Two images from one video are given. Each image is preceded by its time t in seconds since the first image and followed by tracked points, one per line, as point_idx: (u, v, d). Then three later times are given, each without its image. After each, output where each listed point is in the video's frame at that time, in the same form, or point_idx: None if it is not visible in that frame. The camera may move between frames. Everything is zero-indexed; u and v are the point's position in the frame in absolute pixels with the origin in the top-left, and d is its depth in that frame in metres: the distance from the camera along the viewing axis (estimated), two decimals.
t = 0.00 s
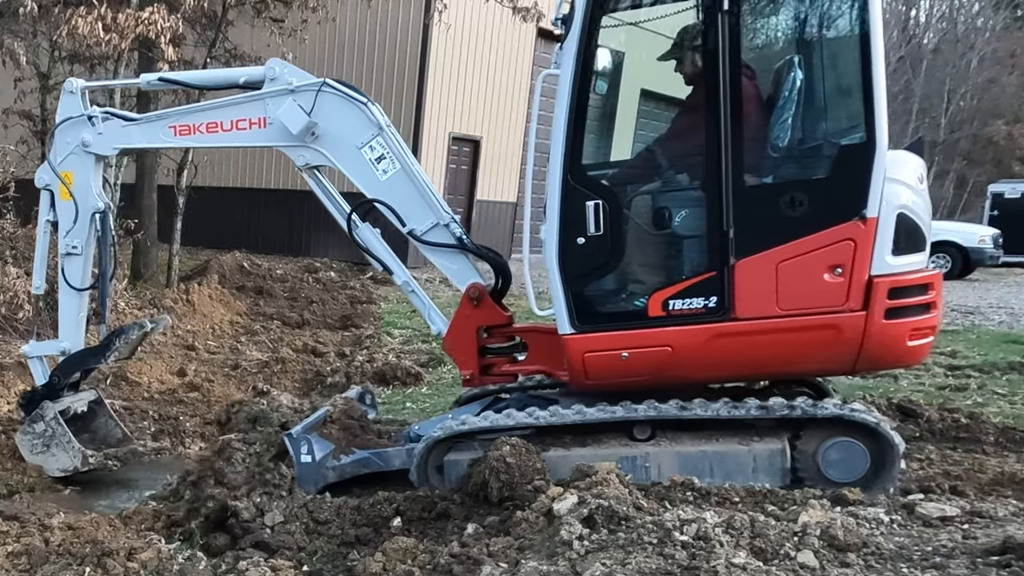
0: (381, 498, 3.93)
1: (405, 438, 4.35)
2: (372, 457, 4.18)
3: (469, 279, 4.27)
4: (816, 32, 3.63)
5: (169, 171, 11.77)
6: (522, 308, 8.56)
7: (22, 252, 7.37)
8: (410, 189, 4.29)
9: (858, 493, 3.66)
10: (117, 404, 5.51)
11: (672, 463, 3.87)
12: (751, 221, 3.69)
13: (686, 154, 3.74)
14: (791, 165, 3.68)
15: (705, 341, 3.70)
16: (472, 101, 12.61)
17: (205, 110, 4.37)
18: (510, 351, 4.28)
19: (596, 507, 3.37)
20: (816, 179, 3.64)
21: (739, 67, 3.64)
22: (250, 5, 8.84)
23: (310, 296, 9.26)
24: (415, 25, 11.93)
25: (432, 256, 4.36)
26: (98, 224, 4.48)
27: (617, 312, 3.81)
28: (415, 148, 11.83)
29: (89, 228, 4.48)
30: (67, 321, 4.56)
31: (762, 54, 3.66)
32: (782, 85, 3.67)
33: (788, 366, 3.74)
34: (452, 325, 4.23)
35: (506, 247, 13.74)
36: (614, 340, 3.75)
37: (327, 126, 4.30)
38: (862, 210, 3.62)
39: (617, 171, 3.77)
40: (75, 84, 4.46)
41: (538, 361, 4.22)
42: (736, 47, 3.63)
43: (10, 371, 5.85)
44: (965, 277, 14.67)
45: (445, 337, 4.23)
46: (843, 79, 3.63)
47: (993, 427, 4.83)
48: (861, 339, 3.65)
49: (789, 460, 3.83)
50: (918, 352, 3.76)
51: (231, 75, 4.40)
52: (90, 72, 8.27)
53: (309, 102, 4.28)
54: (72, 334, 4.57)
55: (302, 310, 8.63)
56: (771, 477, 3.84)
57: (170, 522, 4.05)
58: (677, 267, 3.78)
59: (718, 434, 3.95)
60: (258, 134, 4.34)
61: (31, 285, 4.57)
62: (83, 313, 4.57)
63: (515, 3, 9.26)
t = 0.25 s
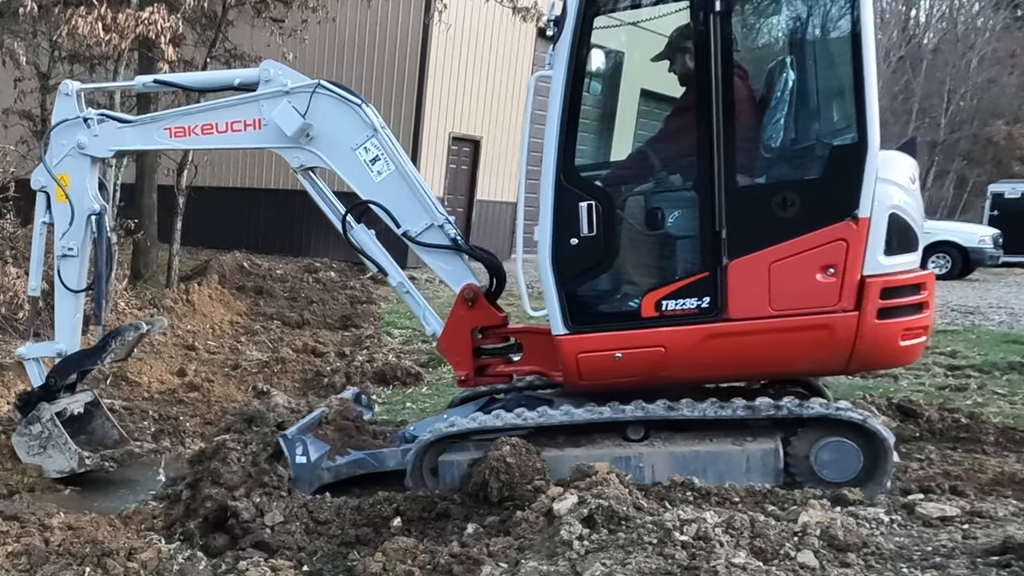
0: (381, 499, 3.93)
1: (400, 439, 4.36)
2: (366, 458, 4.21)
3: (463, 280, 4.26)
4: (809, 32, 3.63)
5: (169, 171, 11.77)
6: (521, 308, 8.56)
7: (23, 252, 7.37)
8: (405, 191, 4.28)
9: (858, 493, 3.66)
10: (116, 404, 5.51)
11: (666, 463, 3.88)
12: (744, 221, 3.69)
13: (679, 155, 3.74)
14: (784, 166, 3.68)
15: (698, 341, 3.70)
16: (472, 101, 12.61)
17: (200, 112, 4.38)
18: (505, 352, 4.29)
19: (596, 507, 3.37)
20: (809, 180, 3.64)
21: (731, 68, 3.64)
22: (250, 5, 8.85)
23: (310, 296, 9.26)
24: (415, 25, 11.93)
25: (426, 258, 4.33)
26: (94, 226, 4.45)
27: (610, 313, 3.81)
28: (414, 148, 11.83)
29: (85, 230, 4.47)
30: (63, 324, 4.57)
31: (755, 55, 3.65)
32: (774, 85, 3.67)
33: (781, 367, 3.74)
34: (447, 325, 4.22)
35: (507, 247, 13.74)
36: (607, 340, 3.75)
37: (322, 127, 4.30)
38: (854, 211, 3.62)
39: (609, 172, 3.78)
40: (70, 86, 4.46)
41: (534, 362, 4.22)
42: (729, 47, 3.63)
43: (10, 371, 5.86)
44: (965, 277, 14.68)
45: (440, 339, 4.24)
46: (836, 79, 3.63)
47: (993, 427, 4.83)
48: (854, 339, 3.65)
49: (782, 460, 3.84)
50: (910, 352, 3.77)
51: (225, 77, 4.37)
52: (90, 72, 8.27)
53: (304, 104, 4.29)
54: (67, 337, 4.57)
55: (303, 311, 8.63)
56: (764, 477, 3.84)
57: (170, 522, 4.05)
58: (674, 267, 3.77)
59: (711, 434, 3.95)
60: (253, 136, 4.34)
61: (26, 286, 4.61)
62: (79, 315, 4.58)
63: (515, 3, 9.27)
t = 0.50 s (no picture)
0: (381, 499, 3.92)
1: (395, 440, 4.37)
2: (362, 458, 4.22)
3: (459, 280, 4.26)
4: (803, 33, 3.64)
5: (169, 171, 11.77)
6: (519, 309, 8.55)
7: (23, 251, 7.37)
8: (401, 191, 4.29)
9: (858, 493, 3.66)
10: (116, 404, 5.51)
11: (660, 463, 3.88)
12: (739, 221, 3.69)
13: (672, 156, 3.74)
14: (778, 166, 3.68)
15: (693, 341, 3.70)
16: (472, 101, 12.61)
17: (197, 112, 4.38)
18: (500, 352, 4.27)
19: (596, 507, 3.37)
20: (803, 181, 3.64)
21: (725, 69, 3.64)
22: (250, 5, 8.85)
23: (310, 296, 9.26)
24: (415, 25, 11.93)
25: (422, 258, 4.36)
26: (91, 226, 4.47)
27: (605, 313, 3.81)
28: (414, 148, 11.83)
29: (82, 230, 4.48)
30: (60, 325, 4.57)
31: (749, 56, 3.66)
32: (768, 86, 3.68)
33: (775, 367, 3.75)
34: (442, 326, 4.22)
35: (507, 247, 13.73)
36: (601, 341, 3.75)
37: (318, 128, 4.31)
38: (848, 211, 3.62)
39: (604, 173, 3.77)
40: (67, 87, 4.44)
41: (530, 362, 4.18)
42: (723, 48, 3.63)
43: (10, 371, 5.86)
44: (965, 277, 14.68)
45: (435, 339, 4.23)
46: (830, 80, 3.63)
47: (993, 427, 4.82)
48: (848, 339, 3.65)
49: (776, 460, 3.84)
50: (904, 353, 3.77)
51: (221, 78, 4.35)
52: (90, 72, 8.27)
53: (300, 104, 4.29)
54: (65, 337, 4.57)
55: (303, 311, 8.63)
56: (759, 477, 3.84)
57: (171, 522, 4.05)
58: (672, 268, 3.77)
59: (705, 434, 3.95)
60: (250, 136, 4.34)
61: (24, 287, 4.56)
62: (75, 316, 4.58)
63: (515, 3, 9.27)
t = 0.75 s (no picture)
0: (380, 499, 3.92)
1: (391, 440, 4.37)
2: (358, 458, 4.22)
3: (455, 281, 4.25)
4: (798, 33, 3.64)
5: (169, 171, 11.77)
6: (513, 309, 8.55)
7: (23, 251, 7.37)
8: (397, 192, 4.28)
9: (858, 493, 3.66)
10: (116, 404, 5.51)
11: (655, 464, 3.88)
12: (733, 222, 3.69)
13: (667, 157, 3.74)
14: (772, 167, 3.68)
15: (687, 342, 3.70)
16: (472, 101, 12.61)
17: (193, 113, 4.38)
18: (496, 353, 4.25)
19: (596, 507, 3.37)
20: (797, 181, 3.64)
21: (720, 69, 3.64)
22: (250, 5, 8.85)
23: (311, 296, 9.26)
24: (415, 25, 11.93)
25: (418, 259, 4.32)
26: (87, 227, 4.46)
27: (599, 313, 3.80)
28: (414, 148, 11.83)
29: (78, 230, 4.48)
30: (57, 325, 4.56)
31: (744, 56, 3.66)
32: (763, 86, 3.68)
33: (770, 367, 3.75)
34: (438, 326, 4.22)
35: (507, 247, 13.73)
36: (596, 341, 3.75)
37: (314, 129, 4.31)
38: (842, 212, 3.62)
39: (599, 173, 3.77)
40: (63, 88, 4.44)
41: (525, 362, 4.16)
42: (718, 49, 3.63)
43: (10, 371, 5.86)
44: (965, 277, 14.68)
45: (431, 339, 4.22)
46: (824, 80, 3.64)
47: (993, 427, 4.82)
48: (842, 340, 3.66)
49: (771, 460, 3.84)
50: (898, 353, 3.77)
51: (217, 79, 4.35)
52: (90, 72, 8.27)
53: (296, 105, 4.30)
54: (62, 338, 4.57)
55: (303, 311, 8.63)
56: (753, 477, 3.85)
57: (171, 522, 4.05)
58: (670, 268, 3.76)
59: (700, 434, 3.96)
60: (245, 137, 4.34)
61: (20, 287, 4.57)
62: (73, 316, 4.58)
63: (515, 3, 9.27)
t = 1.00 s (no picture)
0: (380, 499, 3.91)
1: (388, 440, 4.38)
2: (355, 458, 4.23)
3: (451, 281, 4.25)
4: (795, 34, 3.64)
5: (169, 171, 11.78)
6: (508, 309, 8.55)
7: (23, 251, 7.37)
8: (393, 192, 4.28)
9: (858, 493, 3.67)
10: (116, 404, 5.51)
11: (651, 464, 3.88)
12: (729, 222, 3.68)
13: (662, 157, 3.74)
14: (768, 167, 3.68)
15: (683, 342, 3.70)
16: (472, 101, 12.61)
17: (191, 113, 4.38)
18: (493, 353, 4.26)
19: (596, 507, 3.37)
20: (793, 182, 3.64)
21: (716, 70, 3.65)
22: (250, 5, 8.85)
23: (311, 296, 9.26)
24: (415, 25, 11.93)
25: (415, 260, 4.33)
26: (84, 227, 4.46)
27: (595, 314, 3.80)
28: (414, 148, 11.83)
29: (75, 230, 4.47)
30: (54, 325, 4.56)
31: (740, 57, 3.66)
32: (759, 87, 3.68)
33: (765, 368, 3.75)
34: (434, 327, 4.21)
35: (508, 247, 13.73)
36: (592, 342, 3.75)
37: (311, 129, 4.31)
38: (837, 213, 3.62)
39: (595, 174, 3.77)
40: (61, 87, 4.45)
41: (522, 362, 4.16)
42: (715, 49, 3.64)
43: (10, 371, 5.86)
44: (965, 277, 14.67)
45: (428, 339, 4.22)
46: (820, 81, 3.64)
47: (993, 427, 4.82)
48: (837, 340, 3.66)
49: (766, 461, 3.85)
50: (894, 353, 3.77)
51: (214, 79, 4.35)
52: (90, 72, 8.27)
53: (293, 106, 4.30)
54: (59, 338, 4.56)
55: (303, 311, 8.63)
56: (749, 477, 3.85)
57: (170, 522, 4.05)
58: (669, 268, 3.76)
59: (696, 434, 3.96)
60: (242, 137, 4.34)
61: (18, 287, 4.58)
62: (70, 316, 4.57)
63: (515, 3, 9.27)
